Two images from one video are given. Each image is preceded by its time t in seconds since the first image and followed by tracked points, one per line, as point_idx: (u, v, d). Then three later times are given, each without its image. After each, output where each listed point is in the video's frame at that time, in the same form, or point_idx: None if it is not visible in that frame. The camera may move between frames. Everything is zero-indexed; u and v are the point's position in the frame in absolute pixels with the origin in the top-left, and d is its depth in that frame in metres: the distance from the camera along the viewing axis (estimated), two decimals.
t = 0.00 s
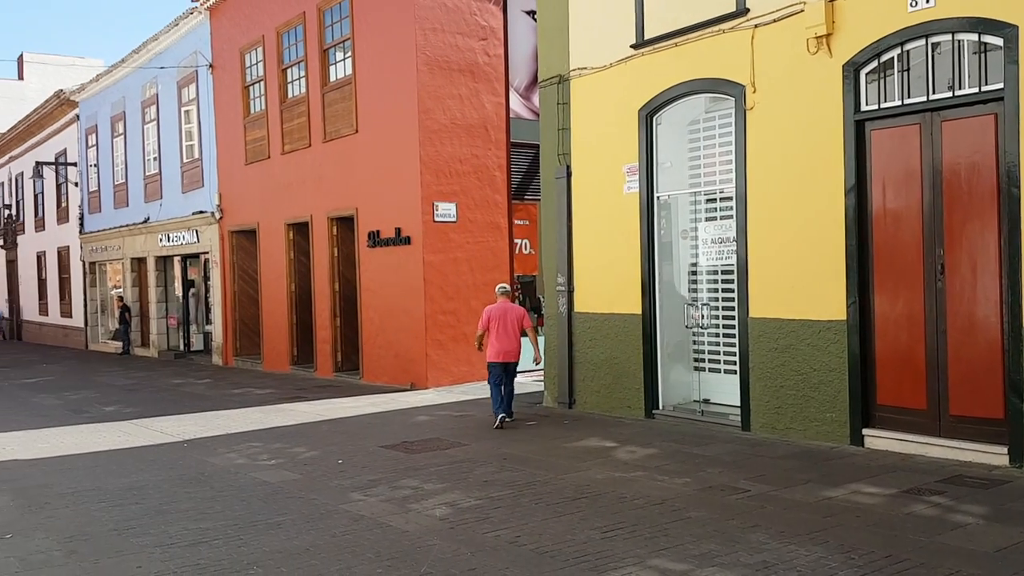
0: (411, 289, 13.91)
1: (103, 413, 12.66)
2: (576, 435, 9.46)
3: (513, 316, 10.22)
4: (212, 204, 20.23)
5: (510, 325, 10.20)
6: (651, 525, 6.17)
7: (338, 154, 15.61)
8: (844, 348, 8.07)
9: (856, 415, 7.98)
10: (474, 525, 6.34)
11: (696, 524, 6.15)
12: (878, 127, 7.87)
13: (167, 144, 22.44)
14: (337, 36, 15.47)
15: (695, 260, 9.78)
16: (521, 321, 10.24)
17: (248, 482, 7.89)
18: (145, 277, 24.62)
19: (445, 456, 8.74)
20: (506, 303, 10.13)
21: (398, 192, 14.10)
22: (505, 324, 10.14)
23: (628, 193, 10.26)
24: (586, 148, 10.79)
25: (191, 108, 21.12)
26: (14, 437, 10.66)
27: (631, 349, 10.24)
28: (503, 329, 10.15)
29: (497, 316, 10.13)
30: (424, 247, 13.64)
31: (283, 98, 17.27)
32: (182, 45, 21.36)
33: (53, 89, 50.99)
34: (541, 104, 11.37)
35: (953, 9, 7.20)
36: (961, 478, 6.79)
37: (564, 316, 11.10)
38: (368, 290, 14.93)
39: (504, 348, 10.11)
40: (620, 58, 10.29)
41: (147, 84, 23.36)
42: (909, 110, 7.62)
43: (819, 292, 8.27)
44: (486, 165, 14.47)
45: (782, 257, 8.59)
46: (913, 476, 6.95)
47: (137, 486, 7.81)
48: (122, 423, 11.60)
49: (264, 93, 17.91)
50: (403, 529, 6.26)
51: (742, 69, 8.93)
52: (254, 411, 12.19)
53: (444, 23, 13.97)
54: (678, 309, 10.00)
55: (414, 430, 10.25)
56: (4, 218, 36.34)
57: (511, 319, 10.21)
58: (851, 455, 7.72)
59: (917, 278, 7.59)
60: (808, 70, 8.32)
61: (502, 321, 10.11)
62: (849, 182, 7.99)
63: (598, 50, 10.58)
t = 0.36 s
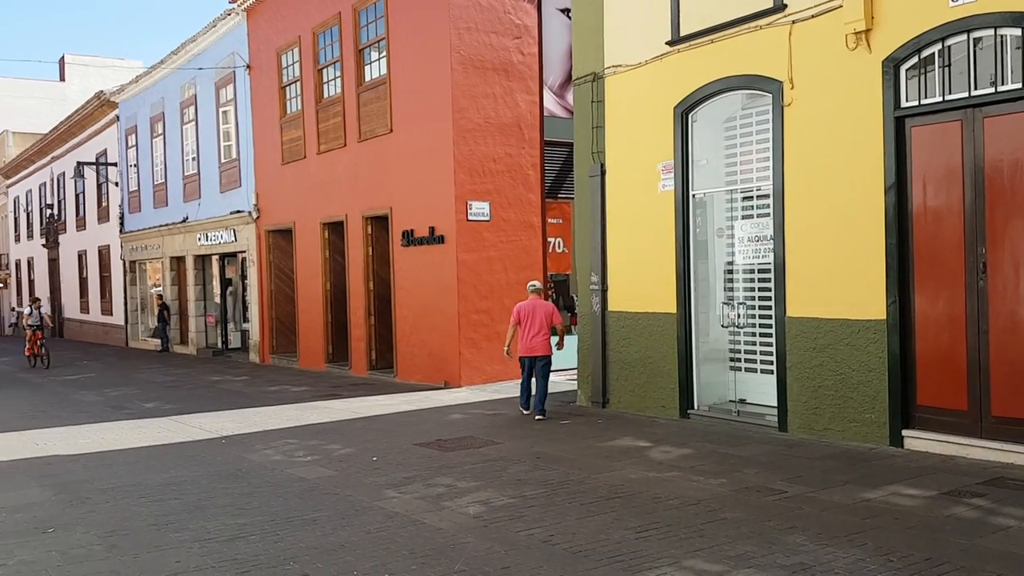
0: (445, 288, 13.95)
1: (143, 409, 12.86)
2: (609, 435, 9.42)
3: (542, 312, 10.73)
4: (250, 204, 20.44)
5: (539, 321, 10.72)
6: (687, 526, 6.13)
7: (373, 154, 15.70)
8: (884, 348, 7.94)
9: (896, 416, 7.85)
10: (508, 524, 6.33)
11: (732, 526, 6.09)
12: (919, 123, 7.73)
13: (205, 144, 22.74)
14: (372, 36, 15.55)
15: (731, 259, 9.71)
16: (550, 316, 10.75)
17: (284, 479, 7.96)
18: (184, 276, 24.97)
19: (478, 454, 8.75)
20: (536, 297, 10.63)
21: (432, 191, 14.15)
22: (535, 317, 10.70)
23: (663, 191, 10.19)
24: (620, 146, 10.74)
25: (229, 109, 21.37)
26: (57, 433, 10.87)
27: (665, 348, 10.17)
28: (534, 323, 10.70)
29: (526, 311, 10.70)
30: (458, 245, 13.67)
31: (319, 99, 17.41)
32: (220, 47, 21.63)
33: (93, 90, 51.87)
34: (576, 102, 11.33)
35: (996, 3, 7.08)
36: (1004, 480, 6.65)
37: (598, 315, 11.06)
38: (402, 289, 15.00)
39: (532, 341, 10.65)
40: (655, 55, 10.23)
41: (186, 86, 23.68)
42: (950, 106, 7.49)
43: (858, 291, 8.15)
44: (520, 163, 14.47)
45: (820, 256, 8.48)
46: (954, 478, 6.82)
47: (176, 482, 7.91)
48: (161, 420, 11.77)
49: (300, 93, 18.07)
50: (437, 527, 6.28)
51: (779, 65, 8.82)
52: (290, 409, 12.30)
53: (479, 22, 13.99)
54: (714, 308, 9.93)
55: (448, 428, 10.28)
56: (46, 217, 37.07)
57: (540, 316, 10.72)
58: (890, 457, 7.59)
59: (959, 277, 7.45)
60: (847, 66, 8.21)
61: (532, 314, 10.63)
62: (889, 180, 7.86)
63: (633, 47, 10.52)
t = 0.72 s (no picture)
0: (479, 288, 13.97)
1: (182, 408, 13.03)
2: (643, 436, 9.36)
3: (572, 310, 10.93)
4: (286, 205, 20.63)
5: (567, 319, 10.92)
6: (722, 529, 6.06)
7: (407, 154, 15.76)
8: (924, 350, 7.80)
9: (936, 419, 7.71)
10: (541, 524, 6.31)
11: (769, 529, 6.02)
12: (961, 121, 7.59)
13: (243, 146, 23.00)
14: (407, 38, 15.62)
15: (768, 259, 9.63)
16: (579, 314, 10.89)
17: (319, 477, 8.02)
18: (222, 276, 25.28)
19: (512, 455, 8.74)
20: (564, 295, 10.73)
21: (466, 191, 14.18)
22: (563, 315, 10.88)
23: (698, 191, 10.11)
24: (656, 147, 10.66)
25: (266, 111, 21.60)
26: (98, 430, 11.04)
27: (701, 349, 10.09)
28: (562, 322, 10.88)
29: (553, 308, 10.94)
30: (491, 246, 13.68)
31: (354, 100, 17.53)
32: (258, 49, 21.86)
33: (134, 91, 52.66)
34: (610, 102, 11.28)
35: None
36: None
37: (631, 316, 11.00)
38: (436, 289, 15.05)
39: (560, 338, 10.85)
40: (690, 54, 10.15)
41: (224, 88, 23.96)
42: (994, 104, 7.35)
43: (897, 292, 8.03)
44: (554, 163, 14.44)
45: (858, 256, 8.36)
46: (997, 483, 6.68)
47: (213, 479, 8.00)
48: (199, 417, 11.91)
49: (336, 95, 18.21)
50: (471, 527, 6.28)
51: (817, 63, 8.71)
52: (325, 408, 12.38)
53: (514, 23, 13.98)
54: (750, 309, 9.84)
55: (481, 428, 10.28)
56: (88, 218, 37.71)
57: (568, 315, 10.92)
58: (931, 461, 7.46)
59: (1002, 278, 7.31)
60: (887, 64, 8.08)
61: (558, 310, 10.80)
62: (929, 179, 7.72)
63: (669, 46, 10.45)
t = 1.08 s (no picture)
0: (512, 291, 13.98)
1: (219, 409, 13.17)
2: (678, 441, 9.30)
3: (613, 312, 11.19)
4: (322, 208, 20.81)
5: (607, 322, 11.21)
6: (759, 536, 5.99)
7: (441, 158, 15.82)
8: (966, 356, 7.65)
9: (978, 426, 7.56)
10: (575, 529, 6.29)
11: (807, 537, 5.93)
12: (1004, 123, 7.45)
13: (280, 150, 23.25)
14: (442, 42, 15.68)
15: (806, 263, 9.52)
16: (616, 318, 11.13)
17: (354, 478, 8.06)
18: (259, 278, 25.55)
19: (546, 459, 8.72)
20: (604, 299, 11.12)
21: (500, 194, 14.20)
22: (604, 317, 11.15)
23: (735, 194, 10.02)
24: (691, 149, 10.59)
25: (303, 115, 21.82)
26: (139, 430, 11.21)
27: (737, 354, 9.99)
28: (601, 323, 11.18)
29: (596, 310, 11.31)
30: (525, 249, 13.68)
31: (390, 104, 17.64)
32: (295, 54, 22.08)
33: (173, 96, 53.37)
34: (645, 104, 11.24)
35: None
36: None
37: (667, 320, 10.93)
38: (469, 292, 15.08)
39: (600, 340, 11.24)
40: (727, 57, 10.08)
41: (262, 93, 24.25)
42: None
43: (938, 296, 7.89)
44: (588, 166, 14.39)
45: (898, 261, 8.24)
46: None
47: (250, 479, 8.08)
48: (236, 418, 12.04)
49: (372, 99, 18.33)
50: (504, 530, 6.27)
51: (856, 65, 8.60)
52: (360, 410, 12.46)
53: (549, 26, 13.98)
54: (788, 313, 9.72)
55: (515, 432, 10.27)
56: (129, 221, 38.33)
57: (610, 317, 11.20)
58: (972, 468, 7.31)
59: None
60: (928, 65, 7.96)
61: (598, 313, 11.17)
62: (972, 182, 7.58)
63: (705, 48, 10.39)
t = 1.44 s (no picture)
0: (546, 295, 13.96)
1: (256, 411, 13.31)
2: (714, 447, 9.21)
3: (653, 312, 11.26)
4: (357, 212, 20.95)
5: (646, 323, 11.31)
6: (797, 543, 5.91)
7: (476, 162, 15.86)
8: (1009, 362, 7.50)
9: (1021, 433, 7.40)
10: (610, 534, 6.25)
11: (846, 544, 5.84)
12: None
13: (316, 155, 23.47)
14: (477, 47, 15.73)
15: (845, 267, 9.42)
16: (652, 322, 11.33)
17: (388, 481, 8.09)
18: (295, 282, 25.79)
19: (580, 463, 8.69)
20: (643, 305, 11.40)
21: (534, 198, 14.19)
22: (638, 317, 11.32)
23: (772, 197, 9.93)
24: (728, 152, 10.50)
25: (339, 121, 22.02)
26: (178, 431, 11.35)
27: (774, 359, 9.88)
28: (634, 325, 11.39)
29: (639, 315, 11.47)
30: (559, 253, 13.66)
31: (425, 108, 17.72)
32: (331, 60, 22.27)
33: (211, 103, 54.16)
34: (681, 107, 11.18)
35: None
36: None
37: (702, 324, 10.86)
38: (503, 295, 15.09)
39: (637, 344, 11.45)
40: (764, 59, 9.99)
41: (299, 99, 24.51)
42: None
43: (981, 301, 7.75)
44: (623, 169, 14.33)
45: (939, 265, 8.10)
46: None
47: (286, 481, 8.14)
48: (273, 421, 12.14)
49: (407, 104, 18.44)
50: (539, 534, 6.25)
51: (896, 67, 8.48)
52: (394, 413, 12.51)
53: (583, 30, 13.97)
54: (826, 318, 9.60)
55: (549, 436, 10.25)
56: (169, 226, 38.91)
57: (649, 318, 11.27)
58: (1016, 476, 7.15)
59: None
60: (970, 66, 7.82)
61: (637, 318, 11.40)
62: (1015, 185, 7.44)
63: (742, 50, 10.30)
